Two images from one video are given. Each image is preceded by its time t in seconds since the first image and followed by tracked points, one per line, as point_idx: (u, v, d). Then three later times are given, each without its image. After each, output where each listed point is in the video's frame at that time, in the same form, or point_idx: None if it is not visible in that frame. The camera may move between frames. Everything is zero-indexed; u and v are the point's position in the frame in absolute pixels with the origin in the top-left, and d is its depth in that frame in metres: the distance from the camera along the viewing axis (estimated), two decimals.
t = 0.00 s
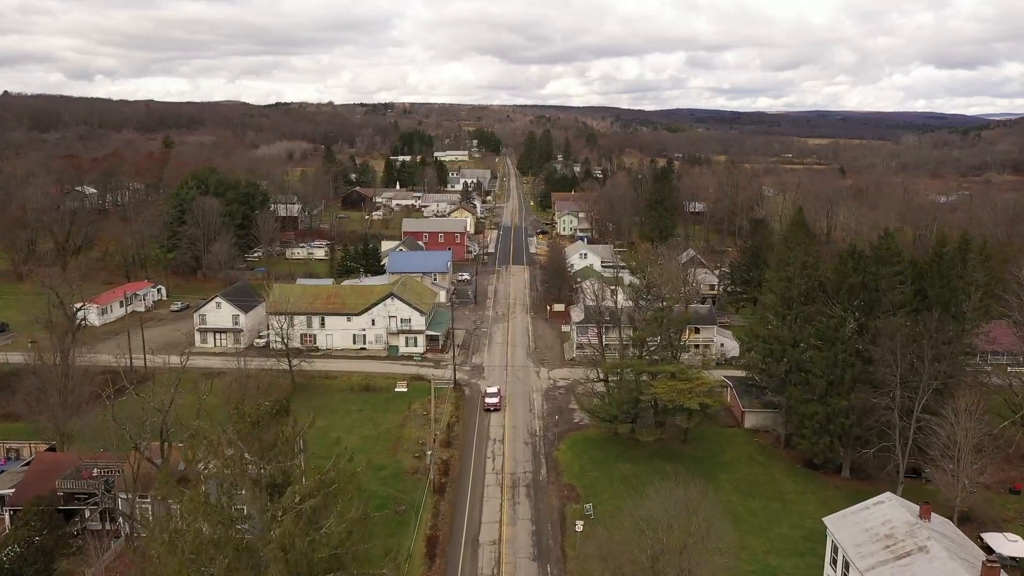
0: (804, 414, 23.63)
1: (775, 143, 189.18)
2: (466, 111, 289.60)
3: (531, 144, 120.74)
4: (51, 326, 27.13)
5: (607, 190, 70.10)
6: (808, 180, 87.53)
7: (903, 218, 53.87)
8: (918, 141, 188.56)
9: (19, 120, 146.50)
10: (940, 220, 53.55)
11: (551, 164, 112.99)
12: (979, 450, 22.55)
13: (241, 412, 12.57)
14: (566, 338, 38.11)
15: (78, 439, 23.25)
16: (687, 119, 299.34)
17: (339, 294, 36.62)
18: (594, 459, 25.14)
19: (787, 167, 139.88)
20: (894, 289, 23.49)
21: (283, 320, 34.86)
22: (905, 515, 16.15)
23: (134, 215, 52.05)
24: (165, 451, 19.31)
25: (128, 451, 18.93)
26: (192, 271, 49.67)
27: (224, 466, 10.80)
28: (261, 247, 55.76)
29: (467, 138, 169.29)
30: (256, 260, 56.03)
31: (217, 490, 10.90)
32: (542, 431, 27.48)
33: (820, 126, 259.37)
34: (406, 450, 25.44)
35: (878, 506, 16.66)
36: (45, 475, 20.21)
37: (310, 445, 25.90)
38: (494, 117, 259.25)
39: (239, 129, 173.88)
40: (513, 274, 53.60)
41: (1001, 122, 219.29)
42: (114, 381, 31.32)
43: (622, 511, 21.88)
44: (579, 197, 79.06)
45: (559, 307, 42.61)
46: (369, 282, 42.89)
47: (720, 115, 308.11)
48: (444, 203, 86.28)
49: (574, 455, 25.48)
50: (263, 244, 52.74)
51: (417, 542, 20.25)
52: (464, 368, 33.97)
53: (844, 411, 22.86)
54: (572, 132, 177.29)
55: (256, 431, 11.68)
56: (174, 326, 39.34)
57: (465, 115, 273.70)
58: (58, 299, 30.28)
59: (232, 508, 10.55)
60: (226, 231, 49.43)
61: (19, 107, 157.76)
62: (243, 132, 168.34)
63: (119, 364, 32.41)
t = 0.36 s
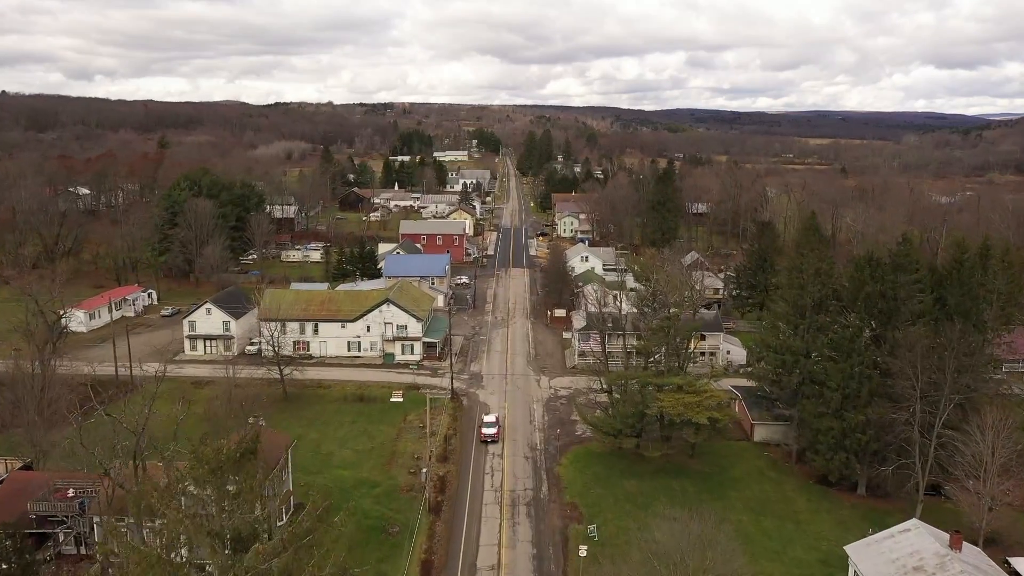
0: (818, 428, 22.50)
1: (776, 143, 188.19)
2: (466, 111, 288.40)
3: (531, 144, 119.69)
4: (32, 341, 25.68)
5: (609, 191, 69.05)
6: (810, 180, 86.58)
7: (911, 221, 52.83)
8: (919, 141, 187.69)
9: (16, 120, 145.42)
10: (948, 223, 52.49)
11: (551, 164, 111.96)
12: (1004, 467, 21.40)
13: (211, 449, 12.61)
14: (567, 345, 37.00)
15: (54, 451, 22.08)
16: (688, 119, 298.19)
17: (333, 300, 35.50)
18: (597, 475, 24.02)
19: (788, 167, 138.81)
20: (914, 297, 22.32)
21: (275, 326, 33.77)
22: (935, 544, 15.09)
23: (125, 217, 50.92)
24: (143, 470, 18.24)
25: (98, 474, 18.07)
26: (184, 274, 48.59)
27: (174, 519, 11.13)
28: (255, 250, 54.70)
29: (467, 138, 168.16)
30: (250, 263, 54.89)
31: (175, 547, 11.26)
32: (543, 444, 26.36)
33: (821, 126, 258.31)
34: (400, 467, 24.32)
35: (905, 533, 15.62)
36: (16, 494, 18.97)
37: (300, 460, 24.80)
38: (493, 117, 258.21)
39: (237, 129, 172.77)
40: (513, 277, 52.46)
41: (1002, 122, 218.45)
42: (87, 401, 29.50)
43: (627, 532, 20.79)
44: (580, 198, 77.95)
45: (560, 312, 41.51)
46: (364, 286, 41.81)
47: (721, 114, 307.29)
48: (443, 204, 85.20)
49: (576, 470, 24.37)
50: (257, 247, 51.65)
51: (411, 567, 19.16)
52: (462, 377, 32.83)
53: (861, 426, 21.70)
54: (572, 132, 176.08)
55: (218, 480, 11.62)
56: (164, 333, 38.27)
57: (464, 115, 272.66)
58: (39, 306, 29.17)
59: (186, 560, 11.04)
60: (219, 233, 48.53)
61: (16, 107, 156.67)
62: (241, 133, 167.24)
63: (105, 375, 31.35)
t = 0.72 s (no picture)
0: (834, 444, 21.35)
1: (777, 143, 187.13)
2: (465, 111, 287.54)
3: (530, 145, 118.58)
4: (12, 356, 24.10)
5: (610, 192, 67.97)
6: (813, 181, 85.55)
7: (919, 224, 51.74)
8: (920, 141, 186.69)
9: (12, 120, 144.30)
10: (956, 226, 51.38)
11: (551, 165, 110.88)
12: None
13: (158, 496, 12.07)
14: (569, 352, 35.88)
15: (29, 463, 20.92)
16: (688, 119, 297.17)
17: (327, 306, 34.35)
18: (601, 493, 22.89)
19: (790, 168, 137.70)
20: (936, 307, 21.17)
21: (267, 333, 32.64)
22: None
23: (117, 220, 49.84)
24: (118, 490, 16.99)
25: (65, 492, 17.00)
26: (177, 278, 47.49)
27: None
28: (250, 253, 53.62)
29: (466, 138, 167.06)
30: (244, 266, 53.69)
31: None
32: (544, 459, 25.22)
33: (822, 126, 257.26)
34: (394, 485, 23.19)
35: (934, 566, 14.63)
36: None
37: (290, 475, 23.64)
38: (493, 117, 256.96)
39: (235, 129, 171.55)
40: (513, 281, 51.27)
41: (1002, 122, 217.57)
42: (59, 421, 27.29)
43: (633, 555, 19.66)
44: (580, 199, 76.84)
45: (561, 318, 40.39)
46: (360, 291, 40.69)
47: (721, 114, 306.25)
48: (442, 205, 84.01)
49: (579, 487, 23.23)
50: (251, 250, 50.49)
51: None
52: (460, 386, 31.67)
53: (881, 443, 20.54)
54: (572, 132, 174.98)
55: (166, 543, 10.73)
56: (154, 339, 37.17)
57: (464, 115, 271.75)
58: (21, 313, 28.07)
59: None
60: (212, 236, 47.43)
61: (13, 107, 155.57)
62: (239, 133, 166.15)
63: (89, 383, 30.25)
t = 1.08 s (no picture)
0: (853, 462, 20.15)
1: (778, 143, 186.11)
2: (465, 111, 286.18)
3: (530, 145, 117.43)
4: None
5: (611, 193, 66.86)
6: (817, 182, 84.48)
7: (926, 226, 50.63)
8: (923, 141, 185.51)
9: (9, 120, 143.18)
10: (965, 228, 50.25)
11: (551, 166, 109.77)
12: None
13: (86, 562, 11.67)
14: (571, 359, 34.74)
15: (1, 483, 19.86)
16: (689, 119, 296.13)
17: (321, 312, 33.22)
18: (605, 513, 21.71)
19: (792, 168, 136.54)
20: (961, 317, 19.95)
21: (257, 341, 31.49)
22: None
23: (107, 222, 48.72)
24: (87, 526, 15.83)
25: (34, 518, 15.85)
26: (169, 281, 46.38)
27: None
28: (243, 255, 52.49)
29: (466, 138, 166.00)
30: (239, 269, 52.57)
31: None
32: (545, 475, 24.06)
33: (823, 125, 256.23)
34: (387, 504, 22.02)
35: None
36: None
37: (278, 493, 22.49)
38: (493, 117, 255.90)
39: (234, 128, 170.47)
40: (513, 284, 50.15)
41: (1004, 122, 216.65)
42: (37, 435, 26.16)
43: None
44: (581, 200, 75.69)
45: (562, 323, 39.26)
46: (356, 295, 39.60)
47: (721, 114, 305.25)
48: (441, 207, 82.90)
49: (581, 506, 22.08)
50: (245, 253, 49.41)
51: None
52: (458, 396, 30.51)
53: (903, 461, 19.35)
54: (572, 132, 173.81)
55: None
56: (142, 346, 36.06)
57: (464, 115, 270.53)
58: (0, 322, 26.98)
59: None
60: (205, 239, 46.29)
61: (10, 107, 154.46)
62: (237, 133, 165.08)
63: (72, 394, 29.14)
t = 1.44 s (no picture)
0: (872, 483, 18.99)
1: (778, 142, 185.10)
2: (464, 110, 285.11)
3: (530, 145, 116.30)
4: None
5: (612, 194, 65.76)
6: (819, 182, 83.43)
7: (934, 229, 49.57)
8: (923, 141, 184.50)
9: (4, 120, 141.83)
10: (973, 231, 49.22)
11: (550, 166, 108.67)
12: None
13: None
14: (571, 367, 33.63)
15: None
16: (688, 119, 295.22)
17: (313, 318, 32.08)
18: (609, 534, 20.57)
19: (793, 168, 135.49)
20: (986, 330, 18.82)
21: (247, 349, 30.35)
22: None
23: (96, 225, 47.56)
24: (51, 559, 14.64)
25: None
26: (159, 285, 45.24)
27: None
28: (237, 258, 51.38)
29: (465, 138, 164.85)
30: (232, 272, 51.40)
31: None
32: (546, 492, 22.94)
33: (823, 125, 255.24)
34: (380, 525, 20.88)
35: None
36: None
37: (265, 514, 21.37)
38: (493, 117, 254.61)
39: (231, 128, 169.23)
40: (512, 288, 48.98)
41: (1004, 122, 215.77)
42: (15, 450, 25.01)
43: None
44: (581, 201, 74.58)
45: (562, 329, 38.15)
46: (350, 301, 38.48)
47: (720, 114, 304.36)
48: (439, 208, 81.77)
49: (583, 527, 20.94)
50: (237, 257, 48.23)
51: None
52: (455, 407, 29.38)
53: (925, 482, 18.18)
54: (572, 132, 172.68)
55: None
56: (129, 353, 34.91)
57: (463, 115, 269.49)
58: None
59: None
60: (196, 242, 45.15)
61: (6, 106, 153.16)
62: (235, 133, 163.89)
63: (53, 405, 27.98)
